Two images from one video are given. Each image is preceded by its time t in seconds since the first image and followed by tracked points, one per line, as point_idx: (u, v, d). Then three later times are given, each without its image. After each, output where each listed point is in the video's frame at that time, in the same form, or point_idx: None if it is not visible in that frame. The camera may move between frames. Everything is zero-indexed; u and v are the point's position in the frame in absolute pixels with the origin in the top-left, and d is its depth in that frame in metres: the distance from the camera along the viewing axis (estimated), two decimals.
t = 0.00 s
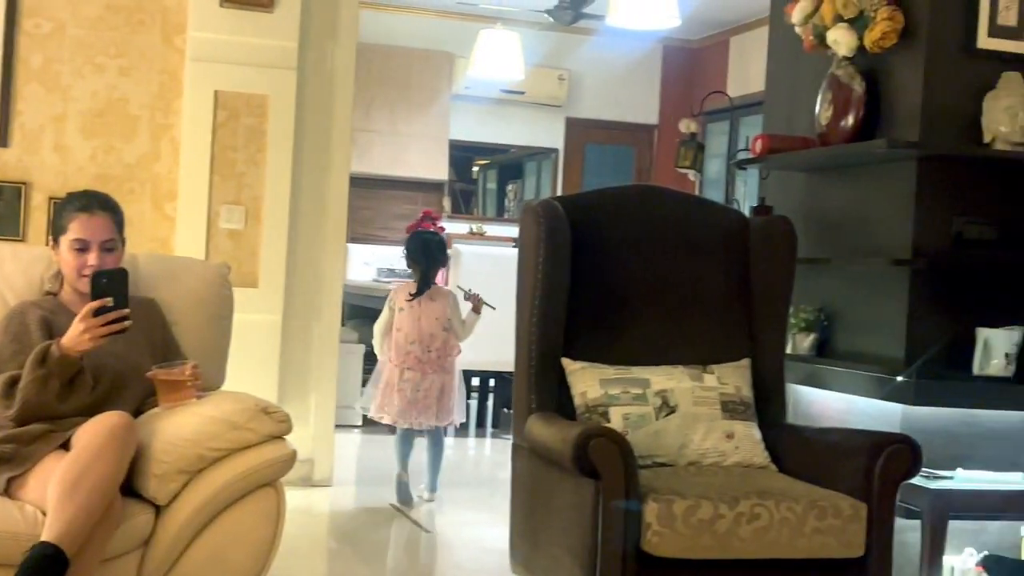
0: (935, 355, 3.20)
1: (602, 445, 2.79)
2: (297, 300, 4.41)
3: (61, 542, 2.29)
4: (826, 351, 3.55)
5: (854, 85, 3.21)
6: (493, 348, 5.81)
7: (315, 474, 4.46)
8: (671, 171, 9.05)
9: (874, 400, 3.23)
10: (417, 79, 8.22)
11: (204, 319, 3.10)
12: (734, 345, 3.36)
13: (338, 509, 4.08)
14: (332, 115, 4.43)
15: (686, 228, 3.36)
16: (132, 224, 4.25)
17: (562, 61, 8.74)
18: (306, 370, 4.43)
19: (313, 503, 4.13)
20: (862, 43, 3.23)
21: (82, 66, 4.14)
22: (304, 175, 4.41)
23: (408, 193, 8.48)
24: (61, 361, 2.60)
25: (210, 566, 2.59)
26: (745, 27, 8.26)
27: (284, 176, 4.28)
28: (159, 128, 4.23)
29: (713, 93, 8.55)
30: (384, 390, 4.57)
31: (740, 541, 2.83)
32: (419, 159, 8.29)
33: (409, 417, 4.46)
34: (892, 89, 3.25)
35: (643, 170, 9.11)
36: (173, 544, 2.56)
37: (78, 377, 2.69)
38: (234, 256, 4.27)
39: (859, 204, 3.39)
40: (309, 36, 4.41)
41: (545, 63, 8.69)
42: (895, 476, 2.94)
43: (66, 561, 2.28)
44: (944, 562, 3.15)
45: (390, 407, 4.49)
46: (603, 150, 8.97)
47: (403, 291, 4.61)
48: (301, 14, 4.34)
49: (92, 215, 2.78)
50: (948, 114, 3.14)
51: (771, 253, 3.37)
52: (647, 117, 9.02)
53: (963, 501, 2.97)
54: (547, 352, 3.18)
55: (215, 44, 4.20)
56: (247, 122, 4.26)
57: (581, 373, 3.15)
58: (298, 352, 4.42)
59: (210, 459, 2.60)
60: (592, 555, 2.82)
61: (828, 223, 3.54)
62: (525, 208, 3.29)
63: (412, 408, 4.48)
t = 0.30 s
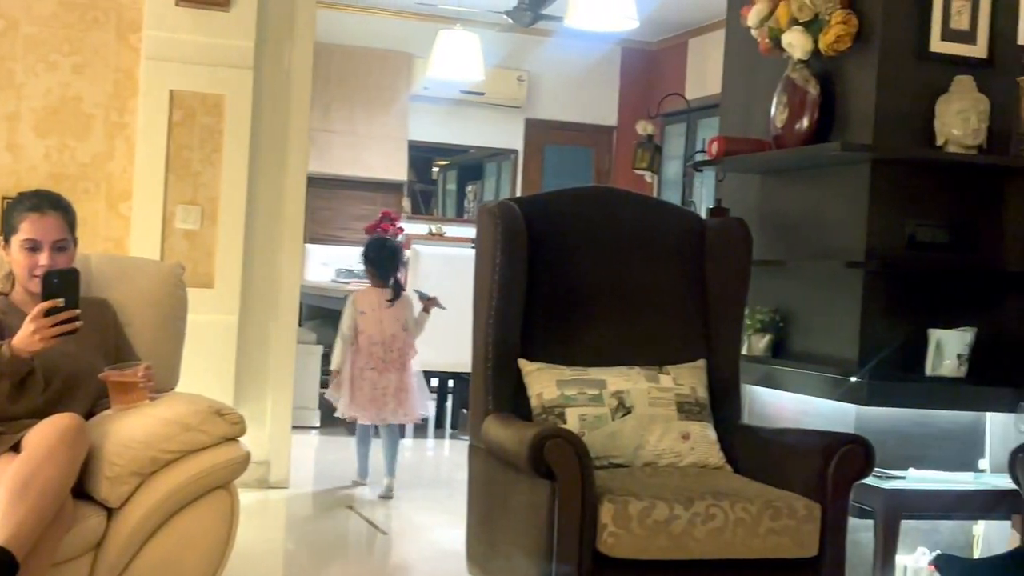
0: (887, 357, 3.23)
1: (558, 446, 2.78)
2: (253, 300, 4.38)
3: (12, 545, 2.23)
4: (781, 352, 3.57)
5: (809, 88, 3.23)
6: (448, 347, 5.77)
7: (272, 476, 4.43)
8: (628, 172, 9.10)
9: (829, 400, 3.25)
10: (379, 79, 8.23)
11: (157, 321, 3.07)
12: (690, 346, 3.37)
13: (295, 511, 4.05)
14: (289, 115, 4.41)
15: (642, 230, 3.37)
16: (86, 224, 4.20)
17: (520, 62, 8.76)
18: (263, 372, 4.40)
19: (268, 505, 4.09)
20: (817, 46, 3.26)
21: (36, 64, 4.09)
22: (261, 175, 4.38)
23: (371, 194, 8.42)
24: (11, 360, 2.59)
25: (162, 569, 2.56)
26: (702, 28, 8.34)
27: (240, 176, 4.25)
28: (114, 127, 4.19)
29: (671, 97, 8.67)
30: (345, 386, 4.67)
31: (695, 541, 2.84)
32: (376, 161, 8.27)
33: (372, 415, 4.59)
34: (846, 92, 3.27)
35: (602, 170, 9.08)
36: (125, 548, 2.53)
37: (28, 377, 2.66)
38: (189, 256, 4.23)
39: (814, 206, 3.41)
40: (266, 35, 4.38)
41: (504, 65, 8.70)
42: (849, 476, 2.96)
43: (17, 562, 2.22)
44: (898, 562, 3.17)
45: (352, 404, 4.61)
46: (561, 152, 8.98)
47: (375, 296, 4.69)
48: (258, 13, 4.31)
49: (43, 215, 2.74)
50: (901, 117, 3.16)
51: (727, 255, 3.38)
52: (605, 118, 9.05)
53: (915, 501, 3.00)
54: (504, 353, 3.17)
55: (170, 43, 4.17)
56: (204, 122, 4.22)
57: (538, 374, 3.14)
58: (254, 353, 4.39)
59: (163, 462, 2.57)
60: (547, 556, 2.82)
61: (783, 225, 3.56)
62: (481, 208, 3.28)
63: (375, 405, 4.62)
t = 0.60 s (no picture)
0: (843, 357, 3.26)
1: (516, 447, 2.78)
2: (211, 301, 4.35)
3: None
4: (739, 352, 3.59)
5: (767, 89, 3.25)
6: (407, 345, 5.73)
7: (230, 477, 4.40)
8: (589, 173, 9.12)
9: (787, 400, 3.27)
10: (339, 76, 8.12)
11: (112, 321, 3.02)
12: (649, 346, 3.38)
13: (256, 513, 4.01)
14: (248, 115, 4.38)
15: (601, 230, 3.37)
16: (41, 224, 4.15)
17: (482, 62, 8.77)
18: (221, 372, 4.37)
19: (227, 507, 4.06)
20: (774, 48, 3.27)
21: None
22: (219, 175, 4.35)
23: (333, 194, 8.32)
24: None
25: (118, 572, 2.53)
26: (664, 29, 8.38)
27: (199, 175, 4.21)
28: (70, 126, 4.15)
29: (632, 97, 8.72)
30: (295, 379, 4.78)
31: (654, 541, 2.85)
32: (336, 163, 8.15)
33: (322, 407, 4.71)
34: (803, 95, 3.30)
35: (564, 171, 9.12)
36: (80, 551, 2.49)
37: None
38: (146, 256, 4.18)
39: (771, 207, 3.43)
40: (225, 33, 4.35)
41: (466, 64, 8.72)
42: (806, 476, 2.98)
43: None
44: (855, 561, 3.19)
45: (302, 397, 4.72)
46: (523, 153, 9.00)
47: (327, 293, 4.78)
48: (216, 12, 4.28)
49: None
50: (857, 119, 3.19)
51: (687, 255, 3.39)
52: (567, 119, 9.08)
53: (872, 500, 3.02)
54: (463, 353, 3.16)
55: (127, 42, 4.13)
56: (161, 120, 4.18)
57: (497, 374, 3.14)
58: (213, 354, 4.36)
59: (119, 463, 2.54)
60: (506, 556, 2.82)
61: (742, 226, 3.58)
62: (441, 208, 3.27)
63: (324, 398, 4.72)
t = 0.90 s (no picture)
0: (807, 356, 3.28)
1: (481, 447, 2.78)
2: (176, 301, 4.31)
3: None
4: (704, 352, 3.60)
5: (732, 89, 3.27)
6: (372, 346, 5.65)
7: (195, 478, 4.37)
8: (556, 173, 9.13)
9: (752, 398, 3.28)
10: (302, 74, 8.16)
11: (76, 318, 3.00)
12: (614, 346, 3.38)
13: (220, 513, 3.98)
14: (212, 114, 4.35)
15: (567, 230, 3.38)
16: (3, 222, 4.12)
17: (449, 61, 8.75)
18: (185, 373, 4.34)
19: (192, 507, 4.04)
20: (739, 49, 3.30)
21: None
22: (183, 174, 4.31)
23: (298, 194, 8.36)
24: None
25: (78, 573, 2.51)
26: (630, 29, 8.38)
27: (163, 174, 4.17)
28: (33, 125, 4.14)
29: (598, 97, 8.71)
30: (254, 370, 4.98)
31: (619, 541, 2.85)
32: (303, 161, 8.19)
33: (287, 396, 4.98)
34: (767, 95, 3.31)
35: (531, 171, 9.12)
36: (43, 553, 2.45)
37: None
38: (109, 256, 4.14)
39: (736, 207, 3.44)
40: (189, 31, 4.32)
41: (432, 63, 8.70)
42: (770, 474, 3.00)
43: None
44: (819, 559, 3.20)
45: (266, 388, 4.94)
46: (490, 151, 9.01)
47: (286, 289, 4.97)
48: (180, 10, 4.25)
49: None
50: (822, 119, 3.21)
51: (652, 255, 3.40)
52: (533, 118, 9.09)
53: (835, 498, 3.04)
54: (429, 353, 3.15)
55: (90, 40, 4.09)
56: (124, 119, 4.14)
57: (463, 374, 3.13)
58: (177, 354, 4.33)
59: (83, 463, 2.51)
60: (471, 556, 2.82)
61: (706, 225, 3.59)
62: (406, 208, 3.26)
63: (289, 386, 4.98)
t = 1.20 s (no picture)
0: (772, 353, 3.29)
1: (448, 445, 2.77)
2: (140, 300, 4.28)
3: None
4: (670, 349, 3.61)
5: (698, 88, 3.28)
6: (338, 346, 5.58)
7: (159, 478, 4.34)
8: (524, 172, 9.15)
9: (717, 396, 3.29)
10: (269, 72, 8.16)
11: (38, 317, 2.96)
12: (580, 343, 3.39)
13: (187, 513, 3.95)
14: (177, 111, 4.32)
15: (533, 227, 3.38)
16: None
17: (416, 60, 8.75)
18: (150, 372, 4.31)
19: (154, 507, 4.01)
20: (705, 47, 3.30)
21: None
22: (147, 172, 4.28)
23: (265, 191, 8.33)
24: None
25: (40, 574, 2.47)
26: (597, 28, 8.41)
27: (127, 172, 4.14)
28: None
29: (564, 95, 8.72)
30: (191, 365, 5.18)
31: (585, 538, 2.85)
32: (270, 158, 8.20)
33: (218, 390, 5.13)
34: (733, 94, 3.33)
35: (499, 168, 9.17)
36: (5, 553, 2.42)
37: None
38: (73, 255, 4.10)
39: (701, 205, 3.46)
40: (153, 27, 4.29)
41: (399, 61, 8.68)
42: (734, 471, 3.01)
43: None
44: (784, 555, 3.22)
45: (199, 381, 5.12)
46: (458, 149, 9.01)
47: (219, 287, 5.20)
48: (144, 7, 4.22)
49: None
50: (786, 118, 3.23)
51: (618, 253, 3.41)
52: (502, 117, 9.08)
53: (800, 494, 3.06)
54: (395, 351, 3.15)
55: (53, 36, 4.05)
56: (88, 116, 4.10)
57: (429, 372, 3.13)
58: (141, 353, 4.29)
59: (44, 463, 2.48)
60: (437, 554, 2.81)
61: (673, 223, 3.60)
62: (372, 206, 3.25)
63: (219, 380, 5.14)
